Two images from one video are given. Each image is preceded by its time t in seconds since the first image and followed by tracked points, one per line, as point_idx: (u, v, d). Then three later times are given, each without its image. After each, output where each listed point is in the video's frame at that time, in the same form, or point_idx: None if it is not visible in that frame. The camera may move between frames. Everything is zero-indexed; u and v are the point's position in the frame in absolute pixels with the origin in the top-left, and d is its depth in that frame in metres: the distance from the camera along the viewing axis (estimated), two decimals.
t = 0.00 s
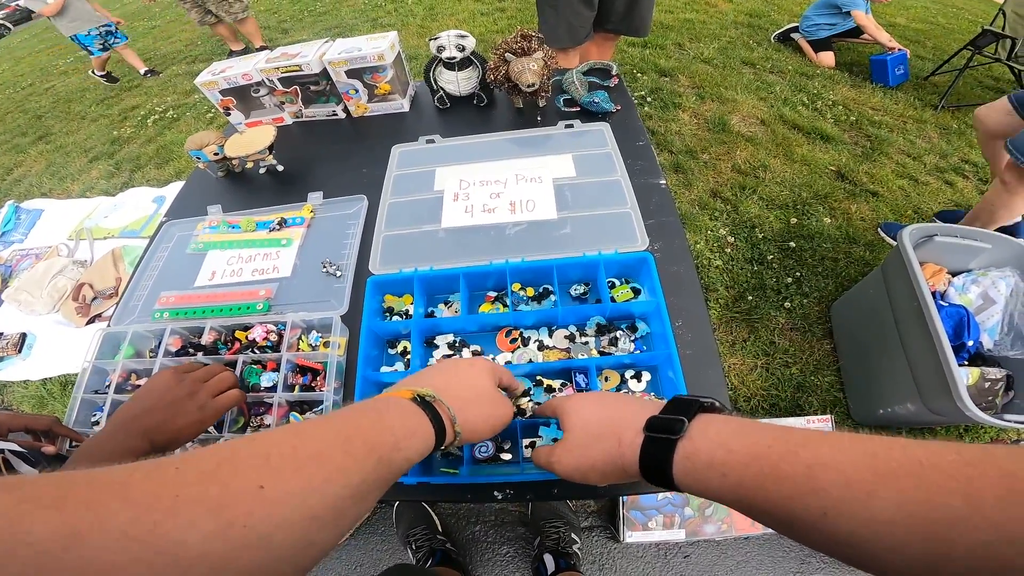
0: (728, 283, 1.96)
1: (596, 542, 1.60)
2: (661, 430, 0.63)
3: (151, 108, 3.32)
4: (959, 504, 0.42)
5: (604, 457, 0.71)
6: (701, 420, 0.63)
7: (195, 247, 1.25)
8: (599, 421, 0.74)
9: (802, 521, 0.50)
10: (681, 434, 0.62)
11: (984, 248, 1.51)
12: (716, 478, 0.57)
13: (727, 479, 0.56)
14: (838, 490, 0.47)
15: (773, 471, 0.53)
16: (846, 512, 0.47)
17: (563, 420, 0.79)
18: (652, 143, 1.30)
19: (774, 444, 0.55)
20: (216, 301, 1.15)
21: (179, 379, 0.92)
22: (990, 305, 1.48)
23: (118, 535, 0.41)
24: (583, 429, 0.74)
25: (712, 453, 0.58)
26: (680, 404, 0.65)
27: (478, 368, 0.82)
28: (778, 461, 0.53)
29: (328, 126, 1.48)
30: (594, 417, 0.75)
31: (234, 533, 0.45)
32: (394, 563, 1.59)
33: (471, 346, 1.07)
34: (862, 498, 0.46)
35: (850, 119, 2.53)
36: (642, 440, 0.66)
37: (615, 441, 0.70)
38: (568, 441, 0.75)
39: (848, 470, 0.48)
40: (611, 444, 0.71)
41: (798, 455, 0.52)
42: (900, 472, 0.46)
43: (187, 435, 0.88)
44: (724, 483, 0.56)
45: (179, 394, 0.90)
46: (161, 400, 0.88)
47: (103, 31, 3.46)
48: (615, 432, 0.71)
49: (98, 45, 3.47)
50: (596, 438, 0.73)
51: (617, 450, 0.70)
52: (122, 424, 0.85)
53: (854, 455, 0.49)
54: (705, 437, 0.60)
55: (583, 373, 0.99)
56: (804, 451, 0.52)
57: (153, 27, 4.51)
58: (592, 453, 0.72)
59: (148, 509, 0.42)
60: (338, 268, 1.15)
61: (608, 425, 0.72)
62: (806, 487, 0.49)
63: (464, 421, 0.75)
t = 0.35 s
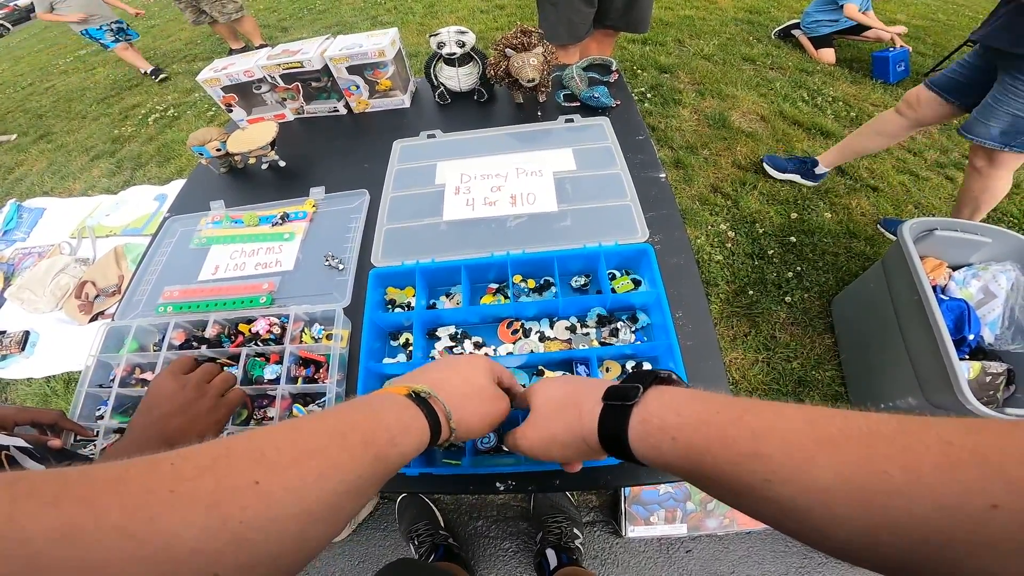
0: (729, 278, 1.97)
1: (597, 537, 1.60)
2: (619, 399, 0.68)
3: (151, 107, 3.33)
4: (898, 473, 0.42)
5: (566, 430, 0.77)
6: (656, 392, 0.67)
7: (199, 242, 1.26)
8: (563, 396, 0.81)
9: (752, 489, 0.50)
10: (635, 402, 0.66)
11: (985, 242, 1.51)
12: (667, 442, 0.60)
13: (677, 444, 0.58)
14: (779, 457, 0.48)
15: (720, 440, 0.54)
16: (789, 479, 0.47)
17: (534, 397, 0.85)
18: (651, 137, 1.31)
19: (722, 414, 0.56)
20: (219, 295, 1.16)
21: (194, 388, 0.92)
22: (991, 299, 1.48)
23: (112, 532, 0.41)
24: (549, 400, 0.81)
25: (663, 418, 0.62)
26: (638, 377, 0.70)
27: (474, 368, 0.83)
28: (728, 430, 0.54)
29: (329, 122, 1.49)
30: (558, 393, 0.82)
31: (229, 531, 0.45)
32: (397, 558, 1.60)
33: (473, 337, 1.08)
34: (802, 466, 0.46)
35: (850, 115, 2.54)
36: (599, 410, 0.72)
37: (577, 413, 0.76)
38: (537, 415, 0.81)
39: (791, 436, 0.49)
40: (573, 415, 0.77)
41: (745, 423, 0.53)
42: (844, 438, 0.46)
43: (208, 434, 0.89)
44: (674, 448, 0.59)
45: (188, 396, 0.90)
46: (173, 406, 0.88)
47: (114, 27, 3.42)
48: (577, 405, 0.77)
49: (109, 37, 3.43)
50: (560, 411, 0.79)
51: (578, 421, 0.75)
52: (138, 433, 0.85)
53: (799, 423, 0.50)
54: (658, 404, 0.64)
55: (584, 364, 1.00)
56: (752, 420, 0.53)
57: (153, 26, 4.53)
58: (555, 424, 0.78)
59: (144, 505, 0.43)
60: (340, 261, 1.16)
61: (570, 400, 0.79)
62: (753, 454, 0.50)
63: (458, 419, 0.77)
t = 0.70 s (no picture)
0: (722, 275, 1.98)
1: (591, 533, 1.61)
2: (684, 423, 0.61)
3: (144, 101, 3.31)
4: (986, 505, 0.41)
5: (616, 446, 0.70)
6: (727, 415, 0.61)
7: (191, 234, 1.26)
8: (613, 407, 0.73)
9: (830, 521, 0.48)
10: (703, 429, 0.60)
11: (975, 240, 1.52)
12: (735, 471, 0.56)
13: (748, 473, 0.55)
14: (861, 486, 0.47)
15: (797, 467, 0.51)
16: (871, 509, 0.46)
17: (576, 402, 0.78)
18: (646, 133, 1.31)
19: (798, 442, 0.53)
20: (211, 287, 1.15)
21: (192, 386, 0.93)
22: (981, 297, 1.49)
23: (117, 523, 0.41)
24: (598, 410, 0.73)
25: (734, 447, 0.57)
26: (704, 395, 0.63)
27: (477, 354, 0.82)
28: (804, 457, 0.51)
29: (325, 116, 1.49)
30: (608, 403, 0.74)
31: (233, 516, 0.45)
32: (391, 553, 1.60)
33: (467, 330, 1.09)
34: (890, 498, 0.45)
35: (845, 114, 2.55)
36: (660, 431, 0.65)
37: (631, 430, 0.69)
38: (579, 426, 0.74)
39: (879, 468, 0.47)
40: (628, 432, 0.69)
41: (825, 452, 0.51)
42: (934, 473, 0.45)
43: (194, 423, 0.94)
44: (744, 478, 0.55)
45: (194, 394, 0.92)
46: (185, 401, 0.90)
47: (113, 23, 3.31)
48: (632, 419, 0.70)
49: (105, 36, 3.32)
50: (607, 425, 0.72)
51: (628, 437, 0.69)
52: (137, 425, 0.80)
53: (882, 455, 0.48)
54: (728, 432, 0.59)
55: (577, 357, 1.01)
56: (830, 449, 0.51)
57: (147, 20, 4.49)
58: (604, 439, 0.71)
59: (148, 491, 0.43)
60: (334, 253, 1.16)
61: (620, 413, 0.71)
62: (832, 484, 0.48)
63: (461, 408, 0.76)
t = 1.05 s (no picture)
0: (720, 271, 1.99)
1: (596, 532, 1.61)
2: (662, 397, 0.65)
3: (137, 109, 3.31)
4: (955, 485, 0.41)
5: (600, 425, 0.74)
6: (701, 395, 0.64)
7: (188, 242, 1.26)
8: (595, 390, 0.77)
9: (799, 497, 0.49)
10: (678, 401, 0.63)
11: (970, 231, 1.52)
12: (710, 445, 0.58)
13: (722, 446, 0.56)
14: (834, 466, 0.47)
15: (771, 444, 0.52)
16: (842, 489, 0.45)
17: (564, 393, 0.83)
18: (640, 131, 1.31)
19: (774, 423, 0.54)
20: (210, 294, 1.15)
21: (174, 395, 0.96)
22: (979, 289, 1.49)
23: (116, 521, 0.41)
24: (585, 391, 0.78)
25: (708, 421, 0.59)
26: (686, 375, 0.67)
27: (480, 351, 0.83)
28: (776, 434, 0.52)
29: (318, 121, 1.49)
30: (592, 386, 0.78)
31: (234, 514, 0.45)
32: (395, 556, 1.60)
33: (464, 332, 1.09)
34: (859, 478, 0.45)
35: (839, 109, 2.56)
36: (639, 406, 0.68)
37: (613, 408, 0.73)
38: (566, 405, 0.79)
39: (847, 445, 0.47)
40: (610, 410, 0.73)
41: (799, 429, 0.51)
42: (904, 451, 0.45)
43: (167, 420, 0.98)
44: (718, 451, 0.57)
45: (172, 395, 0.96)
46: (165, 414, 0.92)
47: (100, 31, 3.30)
48: (614, 399, 0.74)
49: (92, 47, 3.34)
50: (592, 407, 0.75)
51: (613, 417, 0.72)
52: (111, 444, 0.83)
53: (852, 434, 0.48)
54: (703, 406, 0.61)
55: (576, 356, 1.01)
56: (805, 427, 0.51)
57: (139, 28, 4.49)
58: (588, 419, 0.75)
59: (150, 488, 0.43)
60: (331, 258, 1.16)
61: (604, 396, 0.75)
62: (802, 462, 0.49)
63: (465, 404, 0.77)
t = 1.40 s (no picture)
0: (715, 270, 1.99)
1: (594, 532, 1.60)
2: (675, 409, 0.62)
3: (128, 110, 3.28)
4: (971, 490, 0.41)
5: (607, 435, 0.71)
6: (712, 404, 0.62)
7: (180, 245, 1.24)
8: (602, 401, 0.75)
9: (812, 505, 0.49)
10: (690, 413, 0.61)
11: (964, 229, 1.53)
12: (722, 456, 0.57)
13: (736, 458, 0.56)
14: (846, 473, 0.47)
15: (782, 452, 0.52)
16: (855, 495, 0.46)
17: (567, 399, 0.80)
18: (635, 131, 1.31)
19: (786, 426, 0.54)
20: (202, 298, 1.14)
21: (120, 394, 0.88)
22: (973, 286, 1.50)
23: (118, 523, 0.41)
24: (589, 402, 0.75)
25: (720, 432, 0.58)
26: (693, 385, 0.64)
27: (484, 352, 0.82)
28: (789, 444, 0.52)
29: (311, 123, 1.48)
30: (600, 396, 0.76)
31: (240, 513, 0.45)
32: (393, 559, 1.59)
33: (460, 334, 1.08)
34: (872, 484, 0.45)
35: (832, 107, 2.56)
36: (650, 419, 0.66)
37: (621, 418, 0.70)
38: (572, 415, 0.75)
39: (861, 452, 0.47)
40: (617, 421, 0.70)
41: (810, 435, 0.51)
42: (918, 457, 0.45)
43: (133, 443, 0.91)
44: (732, 463, 0.56)
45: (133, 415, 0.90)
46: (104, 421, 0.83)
47: (90, 35, 3.26)
48: (621, 410, 0.71)
49: (81, 50, 3.30)
50: (599, 417, 0.73)
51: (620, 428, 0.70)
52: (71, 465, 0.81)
53: (866, 439, 0.48)
54: (714, 419, 0.60)
55: (573, 358, 1.01)
56: (816, 432, 0.51)
57: (129, 28, 4.45)
58: (595, 428, 0.72)
59: (155, 486, 0.43)
60: (325, 261, 1.15)
61: (613, 406, 0.73)
62: (815, 468, 0.49)
63: (471, 404, 0.75)
